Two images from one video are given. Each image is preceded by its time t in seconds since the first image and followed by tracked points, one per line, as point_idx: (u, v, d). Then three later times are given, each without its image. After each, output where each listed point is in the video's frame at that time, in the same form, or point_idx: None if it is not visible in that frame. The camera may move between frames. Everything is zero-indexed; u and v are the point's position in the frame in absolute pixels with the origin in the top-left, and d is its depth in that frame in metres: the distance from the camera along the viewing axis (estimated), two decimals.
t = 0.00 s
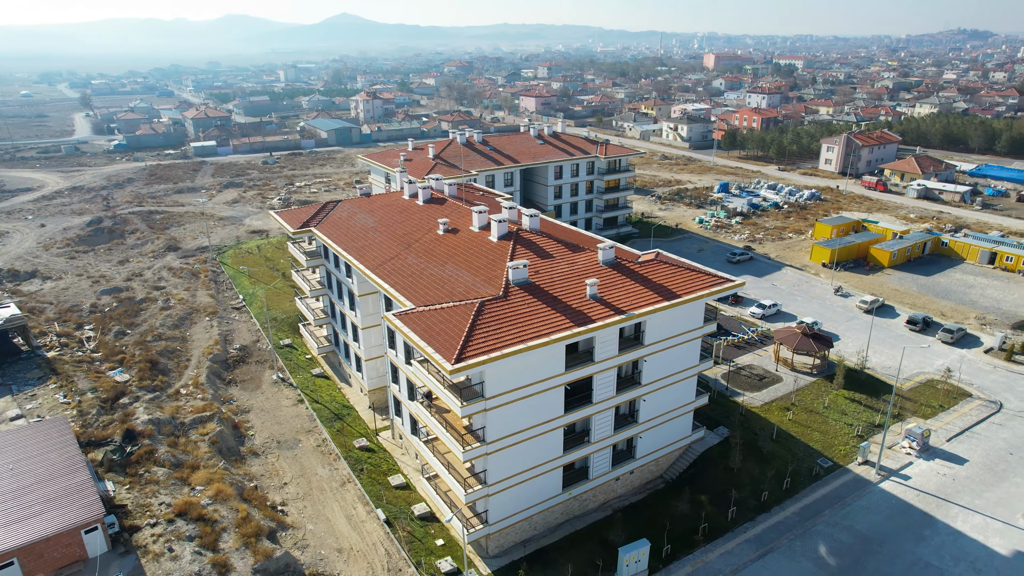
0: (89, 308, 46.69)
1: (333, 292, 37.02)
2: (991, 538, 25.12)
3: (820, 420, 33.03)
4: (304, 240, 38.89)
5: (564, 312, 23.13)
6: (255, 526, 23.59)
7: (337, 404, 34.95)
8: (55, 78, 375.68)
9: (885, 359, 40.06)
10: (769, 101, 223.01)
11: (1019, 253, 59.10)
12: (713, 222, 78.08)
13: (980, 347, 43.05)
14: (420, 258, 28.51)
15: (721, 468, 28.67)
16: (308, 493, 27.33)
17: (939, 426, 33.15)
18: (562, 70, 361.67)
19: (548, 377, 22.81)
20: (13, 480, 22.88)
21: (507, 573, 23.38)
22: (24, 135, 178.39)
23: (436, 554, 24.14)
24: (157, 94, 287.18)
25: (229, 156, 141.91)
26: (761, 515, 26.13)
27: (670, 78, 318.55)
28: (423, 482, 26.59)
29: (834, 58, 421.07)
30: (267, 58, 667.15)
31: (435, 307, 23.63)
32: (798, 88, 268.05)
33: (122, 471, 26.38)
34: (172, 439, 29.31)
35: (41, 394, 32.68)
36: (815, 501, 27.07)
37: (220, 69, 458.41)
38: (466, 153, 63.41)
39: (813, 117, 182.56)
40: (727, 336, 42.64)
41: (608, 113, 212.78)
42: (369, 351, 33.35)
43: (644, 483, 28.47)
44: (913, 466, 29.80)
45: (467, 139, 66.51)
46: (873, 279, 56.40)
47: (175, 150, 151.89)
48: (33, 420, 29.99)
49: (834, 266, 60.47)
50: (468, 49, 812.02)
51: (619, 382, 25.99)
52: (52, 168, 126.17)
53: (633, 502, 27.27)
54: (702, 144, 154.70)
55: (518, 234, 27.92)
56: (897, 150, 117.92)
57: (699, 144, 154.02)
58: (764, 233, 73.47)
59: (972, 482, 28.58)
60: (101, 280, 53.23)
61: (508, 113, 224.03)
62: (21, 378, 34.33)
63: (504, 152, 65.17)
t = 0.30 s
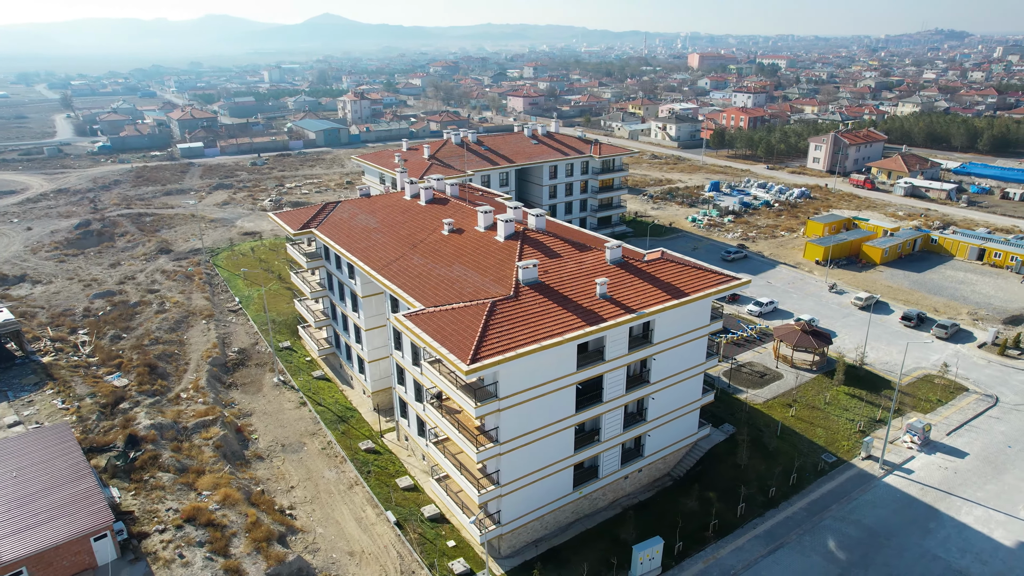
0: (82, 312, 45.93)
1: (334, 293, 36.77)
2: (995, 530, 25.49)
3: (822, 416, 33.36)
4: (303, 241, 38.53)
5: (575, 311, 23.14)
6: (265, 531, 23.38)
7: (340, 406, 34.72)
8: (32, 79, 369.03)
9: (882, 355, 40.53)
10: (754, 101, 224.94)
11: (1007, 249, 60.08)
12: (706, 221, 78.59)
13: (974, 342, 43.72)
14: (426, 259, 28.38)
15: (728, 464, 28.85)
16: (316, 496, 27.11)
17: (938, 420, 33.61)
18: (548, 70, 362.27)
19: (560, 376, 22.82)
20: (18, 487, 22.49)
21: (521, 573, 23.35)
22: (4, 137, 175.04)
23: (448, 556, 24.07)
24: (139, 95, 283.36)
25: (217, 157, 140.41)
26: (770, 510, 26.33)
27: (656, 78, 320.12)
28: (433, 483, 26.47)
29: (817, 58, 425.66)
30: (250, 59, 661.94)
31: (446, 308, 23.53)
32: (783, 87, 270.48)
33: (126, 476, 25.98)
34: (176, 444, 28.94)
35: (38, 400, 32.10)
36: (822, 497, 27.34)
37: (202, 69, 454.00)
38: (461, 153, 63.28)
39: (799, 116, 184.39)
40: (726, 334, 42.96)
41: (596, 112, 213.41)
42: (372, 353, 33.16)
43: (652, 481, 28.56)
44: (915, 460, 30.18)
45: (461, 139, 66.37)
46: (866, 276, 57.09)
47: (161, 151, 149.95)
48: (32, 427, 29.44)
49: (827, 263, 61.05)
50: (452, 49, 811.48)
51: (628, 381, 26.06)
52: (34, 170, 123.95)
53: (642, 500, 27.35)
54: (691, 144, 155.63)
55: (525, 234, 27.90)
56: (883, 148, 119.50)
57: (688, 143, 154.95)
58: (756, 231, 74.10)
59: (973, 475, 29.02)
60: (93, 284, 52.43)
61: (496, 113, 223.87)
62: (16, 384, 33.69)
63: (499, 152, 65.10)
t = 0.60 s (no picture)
0: (75, 316, 45.22)
1: (335, 295, 36.56)
2: (999, 522, 25.88)
3: (824, 412, 33.69)
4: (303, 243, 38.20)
5: (587, 311, 23.15)
6: (276, 536, 23.16)
7: (343, 409, 34.47)
8: (9, 79, 362.65)
9: (879, 351, 41.00)
10: (740, 100, 226.84)
11: (996, 245, 61.03)
12: (699, 219, 79.12)
13: (967, 337, 44.39)
14: (433, 259, 28.27)
15: (735, 462, 29.01)
16: (324, 500, 26.87)
17: (938, 415, 34.07)
18: (533, 70, 362.59)
19: (572, 376, 22.83)
20: (25, 494, 22.09)
21: (534, 573, 23.31)
22: None
23: (461, 557, 23.98)
24: (121, 96, 279.37)
25: (204, 158, 138.89)
26: (778, 507, 26.51)
27: (642, 77, 321.61)
28: (443, 485, 26.37)
29: (800, 58, 430.56)
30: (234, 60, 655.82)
31: (457, 309, 23.45)
32: (768, 87, 273.03)
33: (130, 483, 25.61)
34: (180, 449, 28.58)
35: (35, 406, 31.54)
36: (828, 492, 27.60)
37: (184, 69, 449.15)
38: (457, 153, 63.16)
39: (785, 115, 186.13)
40: (725, 332, 43.15)
41: (584, 112, 214.04)
42: (376, 355, 33.02)
43: (660, 479, 28.64)
44: (917, 454, 30.56)
45: (456, 139, 66.24)
46: (859, 273, 57.76)
47: (147, 153, 148.05)
48: (31, 434, 28.91)
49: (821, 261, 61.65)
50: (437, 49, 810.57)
51: (638, 380, 26.12)
52: (17, 173, 121.76)
53: (651, 498, 27.42)
54: (680, 143, 156.54)
55: (532, 234, 27.90)
56: (869, 147, 121.04)
57: (676, 142, 155.87)
58: (749, 230, 74.71)
59: (975, 468, 29.46)
60: (85, 287, 51.64)
61: (484, 113, 223.57)
62: (12, 390, 33.03)
63: (494, 153, 65.05)
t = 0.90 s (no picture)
0: (68, 320, 44.50)
1: (337, 296, 36.30)
2: (1002, 514, 26.30)
3: (826, 408, 34.01)
4: (303, 244, 37.91)
5: (598, 310, 23.18)
6: (287, 540, 22.99)
7: (347, 412, 34.28)
8: None
9: (876, 347, 41.49)
10: (726, 100, 228.65)
11: (984, 242, 61.99)
12: (692, 218, 79.63)
13: (961, 333, 45.08)
14: (440, 260, 28.21)
15: (741, 459, 29.21)
16: (332, 503, 26.66)
17: (937, 410, 34.53)
18: (519, 70, 362.69)
19: (585, 375, 22.87)
20: (31, 501, 21.70)
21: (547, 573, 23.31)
22: None
23: (473, 558, 23.91)
24: (103, 97, 275.01)
25: (191, 160, 137.34)
26: (786, 502, 26.76)
27: (628, 77, 322.80)
28: (452, 486, 26.29)
29: (784, 57, 434.82)
30: (217, 61, 649.51)
31: (468, 309, 23.40)
32: (753, 86, 275.48)
33: (136, 489, 25.26)
34: (184, 454, 28.23)
35: (33, 412, 30.99)
36: (834, 487, 27.89)
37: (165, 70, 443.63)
38: (452, 153, 63.04)
39: (772, 114, 188.04)
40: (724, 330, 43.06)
41: (572, 112, 214.52)
42: (379, 357, 32.89)
43: (668, 477, 28.74)
44: (919, 448, 30.97)
45: (451, 139, 66.13)
46: (852, 270, 58.44)
47: (132, 155, 146.10)
48: (31, 441, 28.40)
49: (814, 259, 62.28)
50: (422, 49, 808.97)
51: (647, 378, 26.19)
52: None
53: (660, 496, 27.51)
54: (668, 143, 157.42)
55: (539, 234, 27.93)
56: (855, 146, 122.56)
57: (665, 142, 156.73)
58: (742, 228, 75.33)
59: (976, 462, 29.89)
60: (76, 291, 50.82)
61: (472, 113, 223.21)
62: (8, 397, 32.44)
63: (489, 152, 65.02)
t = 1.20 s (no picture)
0: (62, 325, 43.81)
1: (339, 297, 36.07)
2: (1004, 506, 26.73)
3: (828, 404, 34.36)
4: (304, 246, 37.67)
5: (609, 309, 23.26)
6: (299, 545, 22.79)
7: (351, 414, 34.06)
8: None
9: (873, 343, 41.99)
10: (712, 99, 230.29)
11: (973, 239, 62.96)
12: (685, 217, 80.12)
13: (954, 328, 45.74)
14: (446, 260, 28.14)
15: (747, 455, 29.42)
16: (342, 506, 26.48)
17: (935, 404, 35.03)
18: (505, 70, 362.74)
19: (597, 374, 22.92)
20: (38, 509, 21.37)
21: (561, 572, 23.33)
22: None
23: (486, 559, 23.87)
24: (84, 98, 270.63)
25: (178, 162, 135.79)
26: (793, 498, 27.00)
27: (614, 77, 323.90)
28: (463, 487, 26.26)
29: (768, 57, 438.93)
30: (200, 61, 641.20)
31: (479, 309, 23.37)
32: (738, 85, 277.76)
33: (142, 495, 24.92)
34: (189, 458, 27.90)
35: (32, 418, 30.46)
36: (840, 482, 28.21)
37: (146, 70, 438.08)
38: (447, 154, 62.86)
39: (758, 113, 189.64)
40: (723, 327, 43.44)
41: (560, 112, 214.98)
42: (383, 358, 32.77)
43: (675, 474, 28.87)
44: (920, 443, 31.38)
45: (446, 139, 65.96)
46: (846, 268, 59.12)
47: (117, 156, 144.12)
48: (31, 448, 27.91)
49: (808, 256, 62.90)
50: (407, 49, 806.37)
51: (655, 376, 26.32)
52: None
53: (668, 494, 27.63)
54: (657, 142, 158.24)
55: (545, 233, 27.96)
56: (842, 144, 124.01)
57: (654, 141, 157.56)
58: (735, 227, 75.94)
59: (977, 455, 30.36)
60: (68, 295, 50.03)
61: (460, 113, 222.82)
62: (5, 403, 31.84)
63: (484, 152, 64.93)
